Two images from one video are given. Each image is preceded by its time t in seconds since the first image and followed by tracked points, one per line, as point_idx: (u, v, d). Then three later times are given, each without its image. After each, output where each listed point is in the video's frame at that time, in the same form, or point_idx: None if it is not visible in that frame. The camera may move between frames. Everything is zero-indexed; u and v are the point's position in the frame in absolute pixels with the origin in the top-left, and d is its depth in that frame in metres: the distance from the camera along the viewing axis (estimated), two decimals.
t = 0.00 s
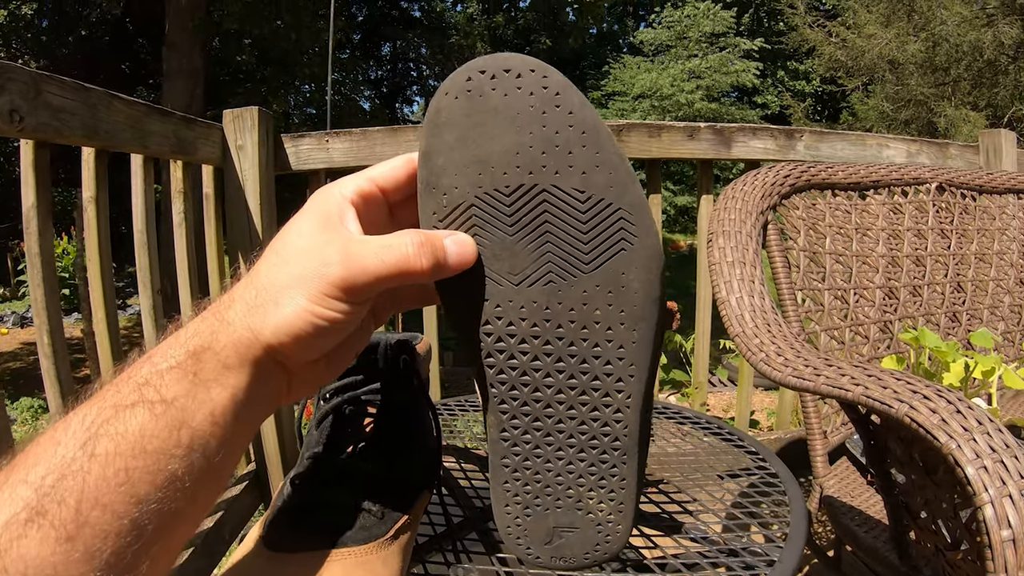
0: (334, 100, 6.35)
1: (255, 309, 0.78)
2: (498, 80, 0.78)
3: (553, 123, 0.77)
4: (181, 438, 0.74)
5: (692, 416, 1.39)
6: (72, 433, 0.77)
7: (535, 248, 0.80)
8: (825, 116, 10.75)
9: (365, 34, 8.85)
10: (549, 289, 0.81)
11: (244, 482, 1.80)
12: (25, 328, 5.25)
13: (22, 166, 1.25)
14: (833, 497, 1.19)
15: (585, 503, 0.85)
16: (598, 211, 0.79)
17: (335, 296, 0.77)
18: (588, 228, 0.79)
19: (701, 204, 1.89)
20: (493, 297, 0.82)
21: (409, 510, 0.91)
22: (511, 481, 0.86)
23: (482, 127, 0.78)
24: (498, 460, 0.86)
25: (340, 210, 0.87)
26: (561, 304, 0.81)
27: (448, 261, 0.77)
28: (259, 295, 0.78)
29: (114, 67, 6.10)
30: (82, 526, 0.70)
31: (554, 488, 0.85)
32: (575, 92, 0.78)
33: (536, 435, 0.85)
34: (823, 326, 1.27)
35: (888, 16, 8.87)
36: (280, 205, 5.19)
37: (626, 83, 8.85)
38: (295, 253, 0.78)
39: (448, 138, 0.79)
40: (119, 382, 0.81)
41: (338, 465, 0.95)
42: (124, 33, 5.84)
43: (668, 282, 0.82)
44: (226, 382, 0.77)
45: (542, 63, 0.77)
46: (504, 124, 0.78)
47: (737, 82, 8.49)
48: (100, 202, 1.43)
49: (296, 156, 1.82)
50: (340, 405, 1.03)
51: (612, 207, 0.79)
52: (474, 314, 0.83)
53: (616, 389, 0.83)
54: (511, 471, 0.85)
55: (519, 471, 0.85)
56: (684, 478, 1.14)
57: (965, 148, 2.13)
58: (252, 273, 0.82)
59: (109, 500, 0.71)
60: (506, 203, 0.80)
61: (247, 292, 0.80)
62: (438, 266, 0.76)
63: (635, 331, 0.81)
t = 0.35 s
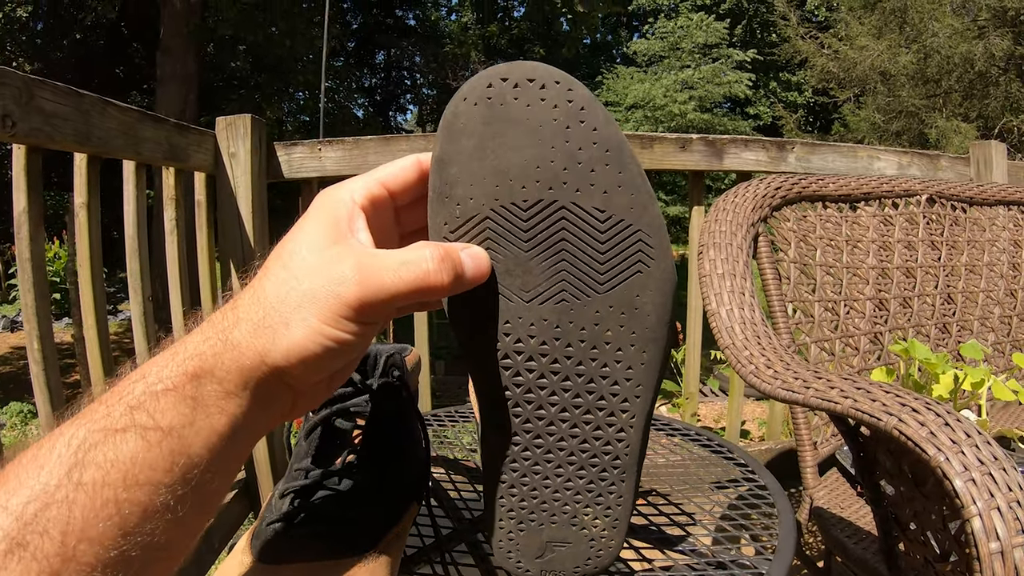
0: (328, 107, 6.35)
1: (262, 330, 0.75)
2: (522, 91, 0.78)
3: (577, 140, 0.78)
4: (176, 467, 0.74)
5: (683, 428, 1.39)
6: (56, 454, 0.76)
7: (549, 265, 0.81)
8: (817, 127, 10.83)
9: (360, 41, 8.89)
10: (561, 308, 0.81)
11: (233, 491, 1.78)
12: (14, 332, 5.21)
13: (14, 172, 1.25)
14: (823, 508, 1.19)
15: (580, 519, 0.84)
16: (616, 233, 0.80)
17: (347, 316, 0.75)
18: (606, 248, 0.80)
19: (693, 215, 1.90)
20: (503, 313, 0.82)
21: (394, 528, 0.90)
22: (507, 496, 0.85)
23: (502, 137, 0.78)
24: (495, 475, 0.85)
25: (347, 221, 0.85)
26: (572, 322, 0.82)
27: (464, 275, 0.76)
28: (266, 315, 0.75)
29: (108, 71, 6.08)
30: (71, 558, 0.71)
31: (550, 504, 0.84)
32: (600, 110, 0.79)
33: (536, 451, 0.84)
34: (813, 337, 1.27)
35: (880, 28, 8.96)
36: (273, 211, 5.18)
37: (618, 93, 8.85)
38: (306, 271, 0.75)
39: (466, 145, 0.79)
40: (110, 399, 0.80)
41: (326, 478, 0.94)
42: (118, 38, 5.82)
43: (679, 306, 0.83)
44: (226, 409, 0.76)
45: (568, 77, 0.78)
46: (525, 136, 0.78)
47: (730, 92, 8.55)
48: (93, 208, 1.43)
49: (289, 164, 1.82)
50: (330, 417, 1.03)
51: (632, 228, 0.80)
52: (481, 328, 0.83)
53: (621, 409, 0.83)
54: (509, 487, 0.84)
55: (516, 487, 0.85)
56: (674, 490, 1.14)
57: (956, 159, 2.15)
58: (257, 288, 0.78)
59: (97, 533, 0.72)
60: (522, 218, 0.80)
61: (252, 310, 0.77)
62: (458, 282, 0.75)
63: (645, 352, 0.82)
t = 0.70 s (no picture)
0: (322, 115, 6.36)
1: (254, 359, 0.74)
2: (513, 111, 0.79)
3: (568, 160, 0.79)
4: (165, 498, 0.73)
5: (674, 441, 1.38)
6: (46, 484, 0.76)
7: (541, 283, 0.81)
8: (809, 136, 10.91)
9: (354, 50, 8.92)
10: (552, 326, 0.82)
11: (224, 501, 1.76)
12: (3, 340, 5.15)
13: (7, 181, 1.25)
14: (813, 519, 1.19)
15: (569, 532, 0.84)
16: (607, 251, 0.82)
17: (340, 344, 0.74)
18: (596, 267, 0.82)
19: (685, 226, 1.91)
20: (495, 332, 0.82)
21: (383, 541, 0.91)
22: (497, 513, 0.85)
23: (494, 159, 0.79)
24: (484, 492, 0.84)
25: (337, 247, 0.84)
26: (564, 340, 0.82)
27: (457, 300, 0.77)
28: (258, 344, 0.74)
29: (102, 78, 6.05)
30: None
31: (539, 519, 0.84)
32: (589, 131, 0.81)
33: (526, 468, 0.84)
34: (803, 349, 1.28)
35: (871, 37, 9.05)
36: (266, 219, 5.17)
37: (613, 103, 8.85)
38: (298, 301, 0.74)
39: (457, 164, 0.79)
40: (100, 430, 0.79)
41: (315, 494, 0.94)
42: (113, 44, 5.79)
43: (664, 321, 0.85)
44: (218, 439, 0.75)
45: (559, 98, 0.79)
46: (517, 157, 0.79)
47: (723, 101, 8.62)
48: (85, 217, 1.43)
49: (281, 174, 1.82)
50: (320, 431, 1.03)
51: (621, 248, 0.82)
52: (472, 347, 0.83)
53: (610, 423, 0.84)
54: (499, 504, 0.84)
55: (506, 504, 0.84)
56: (664, 501, 1.14)
57: (946, 169, 2.17)
58: (247, 317, 0.77)
59: (85, 565, 0.71)
60: (515, 238, 0.80)
61: (243, 339, 0.75)
62: (448, 305, 0.75)
63: (633, 368, 0.83)
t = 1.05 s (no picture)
0: (319, 118, 6.35)
1: (247, 346, 0.75)
2: (509, 112, 0.79)
3: (564, 158, 0.79)
4: (162, 483, 0.74)
5: (674, 443, 1.38)
6: (46, 469, 0.75)
7: (538, 279, 0.81)
8: (806, 139, 10.94)
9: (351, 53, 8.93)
10: (549, 321, 0.82)
11: (221, 504, 1.75)
12: None
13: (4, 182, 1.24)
14: (811, 520, 1.20)
15: (569, 528, 0.84)
16: (602, 247, 0.82)
17: (332, 334, 0.76)
18: (592, 263, 0.82)
19: (682, 228, 1.91)
20: (493, 329, 0.82)
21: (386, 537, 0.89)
22: (496, 511, 0.84)
23: (491, 158, 0.79)
24: (484, 490, 0.84)
25: (328, 244, 0.86)
26: (561, 336, 0.82)
27: (447, 298, 0.76)
28: (251, 332, 0.76)
29: (98, 81, 6.03)
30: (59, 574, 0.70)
31: (539, 516, 0.84)
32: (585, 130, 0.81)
33: (525, 464, 0.84)
34: (800, 350, 1.28)
35: (867, 41, 9.09)
36: (263, 222, 5.16)
37: (608, 106, 8.91)
38: (290, 291, 0.76)
39: (455, 165, 0.79)
40: (97, 417, 0.79)
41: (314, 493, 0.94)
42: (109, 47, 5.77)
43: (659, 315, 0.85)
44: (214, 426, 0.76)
45: (554, 100, 0.79)
46: (513, 157, 0.79)
47: (719, 104, 8.65)
48: (82, 218, 1.42)
49: (279, 176, 1.82)
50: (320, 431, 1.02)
51: (616, 244, 0.82)
52: (469, 344, 0.83)
53: (608, 417, 0.84)
54: (498, 501, 0.84)
55: (505, 501, 0.84)
56: (663, 502, 1.14)
57: (941, 172, 2.18)
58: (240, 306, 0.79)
59: (85, 548, 0.71)
60: (511, 236, 0.80)
61: (237, 328, 0.77)
62: (437, 303, 0.75)
63: (629, 361, 0.83)
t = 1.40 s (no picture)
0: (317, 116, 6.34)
1: (244, 321, 0.76)
2: (475, 102, 0.81)
3: (527, 138, 0.81)
4: (169, 448, 0.73)
5: (676, 433, 1.38)
6: (58, 435, 0.74)
7: (512, 250, 0.82)
8: (805, 133, 10.93)
9: (348, 51, 8.91)
10: (525, 290, 0.82)
11: (222, 499, 1.75)
12: None
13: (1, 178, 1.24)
14: (814, 509, 1.19)
15: (564, 505, 0.84)
16: (569, 217, 0.82)
17: (327, 305, 0.76)
18: (560, 232, 0.82)
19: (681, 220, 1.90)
20: (471, 301, 0.82)
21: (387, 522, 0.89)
22: (490, 489, 0.84)
23: (462, 142, 0.80)
24: (477, 468, 0.84)
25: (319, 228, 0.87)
26: (538, 304, 0.82)
27: (427, 271, 0.78)
28: (248, 308, 0.76)
29: (96, 81, 6.01)
30: (72, 532, 0.68)
31: (533, 493, 0.84)
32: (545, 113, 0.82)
33: (515, 437, 0.84)
34: (802, 340, 1.28)
35: (866, 34, 9.10)
36: (262, 220, 5.15)
37: (607, 101, 8.91)
38: (285, 266, 0.76)
39: (429, 153, 0.81)
40: (104, 390, 0.78)
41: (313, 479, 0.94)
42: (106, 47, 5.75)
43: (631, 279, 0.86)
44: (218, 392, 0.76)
45: (513, 88, 0.82)
46: (480, 140, 0.80)
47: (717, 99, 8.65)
48: (81, 214, 1.42)
49: (277, 171, 1.81)
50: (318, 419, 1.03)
51: (581, 212, 0.82)
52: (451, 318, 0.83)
53: (590, 381, 0.84)
54: (491, 477, 0.83)
55: (498, 477, 0.84)
56: (665, 492, 1.14)
57: (942, 162, 2.18)
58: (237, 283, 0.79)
59: (95, 507, 0.69)
60: (485, 214, 0.81)
61: (233, 305, 0.78)
62: (417, 279, 0.76)
63: (605, 325, 0.83)
